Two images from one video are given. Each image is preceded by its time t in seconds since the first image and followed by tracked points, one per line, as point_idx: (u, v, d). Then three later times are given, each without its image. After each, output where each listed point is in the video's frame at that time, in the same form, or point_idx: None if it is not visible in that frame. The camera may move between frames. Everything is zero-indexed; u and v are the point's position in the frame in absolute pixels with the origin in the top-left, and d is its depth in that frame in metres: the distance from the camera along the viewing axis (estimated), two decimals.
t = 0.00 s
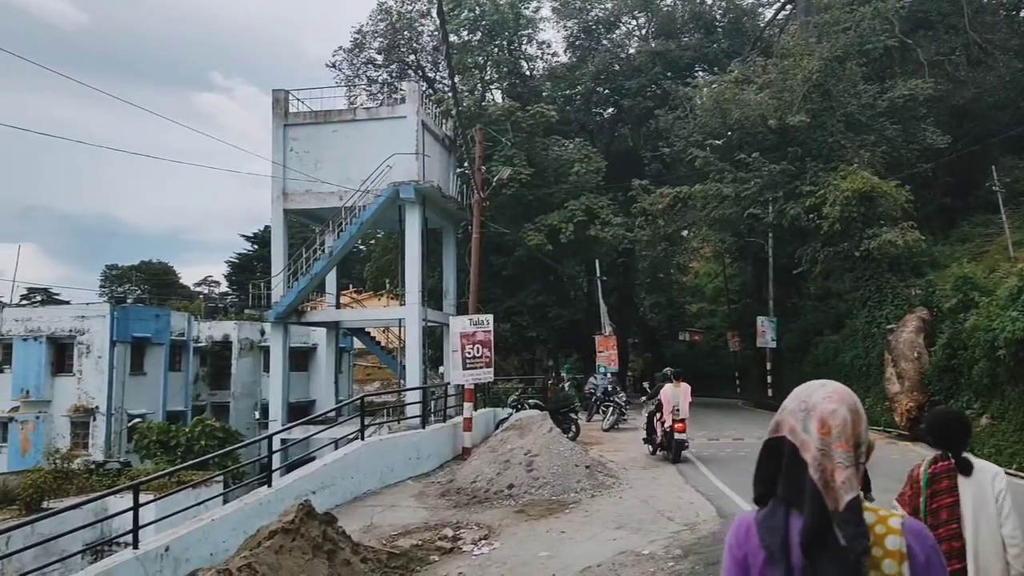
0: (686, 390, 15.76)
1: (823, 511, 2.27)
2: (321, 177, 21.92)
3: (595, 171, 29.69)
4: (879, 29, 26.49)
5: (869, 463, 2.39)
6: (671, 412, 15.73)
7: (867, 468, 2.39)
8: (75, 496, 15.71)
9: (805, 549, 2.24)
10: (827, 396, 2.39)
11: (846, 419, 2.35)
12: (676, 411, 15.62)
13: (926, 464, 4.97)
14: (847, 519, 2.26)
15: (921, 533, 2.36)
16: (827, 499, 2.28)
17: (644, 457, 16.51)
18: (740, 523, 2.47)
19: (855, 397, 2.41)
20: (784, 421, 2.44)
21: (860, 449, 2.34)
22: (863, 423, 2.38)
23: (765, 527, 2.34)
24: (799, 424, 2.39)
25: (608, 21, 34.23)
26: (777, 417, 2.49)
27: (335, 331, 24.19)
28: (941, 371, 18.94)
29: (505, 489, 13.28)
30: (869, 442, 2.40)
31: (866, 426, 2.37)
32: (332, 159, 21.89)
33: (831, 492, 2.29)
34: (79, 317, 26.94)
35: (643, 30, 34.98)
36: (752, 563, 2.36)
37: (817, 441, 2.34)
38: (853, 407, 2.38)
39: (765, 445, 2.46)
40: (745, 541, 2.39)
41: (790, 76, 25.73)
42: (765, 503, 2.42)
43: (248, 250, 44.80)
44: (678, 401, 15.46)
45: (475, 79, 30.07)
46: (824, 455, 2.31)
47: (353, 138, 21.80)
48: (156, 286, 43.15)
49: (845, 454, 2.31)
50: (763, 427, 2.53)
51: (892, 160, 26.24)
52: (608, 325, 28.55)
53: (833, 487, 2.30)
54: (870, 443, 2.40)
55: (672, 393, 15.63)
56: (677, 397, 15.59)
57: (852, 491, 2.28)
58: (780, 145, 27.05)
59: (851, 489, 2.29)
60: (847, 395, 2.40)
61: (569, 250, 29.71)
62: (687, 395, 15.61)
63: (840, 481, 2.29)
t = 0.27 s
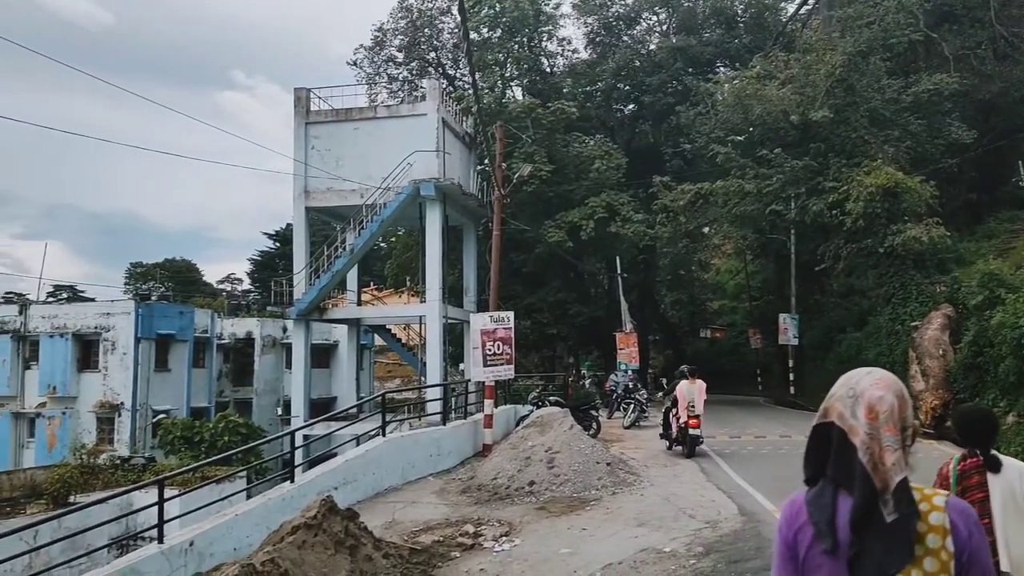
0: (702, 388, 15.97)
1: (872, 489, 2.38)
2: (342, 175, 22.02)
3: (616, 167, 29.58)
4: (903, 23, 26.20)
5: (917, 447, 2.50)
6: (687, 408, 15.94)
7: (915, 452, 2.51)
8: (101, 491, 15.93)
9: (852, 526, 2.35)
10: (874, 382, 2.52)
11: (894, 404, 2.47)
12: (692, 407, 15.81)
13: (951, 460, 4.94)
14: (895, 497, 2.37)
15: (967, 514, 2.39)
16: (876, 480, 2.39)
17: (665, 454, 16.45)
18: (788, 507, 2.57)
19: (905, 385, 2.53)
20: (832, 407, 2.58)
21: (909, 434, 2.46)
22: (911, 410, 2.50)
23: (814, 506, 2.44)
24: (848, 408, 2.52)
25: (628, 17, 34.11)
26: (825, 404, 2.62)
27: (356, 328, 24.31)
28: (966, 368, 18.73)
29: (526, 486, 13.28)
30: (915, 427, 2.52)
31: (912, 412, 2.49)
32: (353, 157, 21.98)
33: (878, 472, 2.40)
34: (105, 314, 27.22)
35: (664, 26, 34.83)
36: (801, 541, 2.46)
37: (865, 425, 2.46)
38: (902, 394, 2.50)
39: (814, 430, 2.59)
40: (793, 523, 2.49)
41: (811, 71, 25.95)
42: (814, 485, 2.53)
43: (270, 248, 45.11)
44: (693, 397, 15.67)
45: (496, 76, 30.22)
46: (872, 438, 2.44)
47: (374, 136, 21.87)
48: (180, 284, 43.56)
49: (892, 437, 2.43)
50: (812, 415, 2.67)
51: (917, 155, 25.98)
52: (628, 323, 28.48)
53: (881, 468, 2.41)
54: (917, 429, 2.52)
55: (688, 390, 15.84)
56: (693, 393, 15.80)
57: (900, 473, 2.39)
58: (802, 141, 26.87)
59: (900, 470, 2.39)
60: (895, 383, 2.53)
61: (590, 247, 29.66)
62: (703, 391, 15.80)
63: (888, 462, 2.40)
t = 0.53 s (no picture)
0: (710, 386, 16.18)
1: (903, 474, 2.58)
2: (355, 173, 22.07)
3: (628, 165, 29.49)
4: (918, 19, 26.02)
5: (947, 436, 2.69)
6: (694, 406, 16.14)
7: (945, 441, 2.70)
8: (116, 487, 16.04)
9: (882, 508, 2.56)
10: (909, 376, 2.72)
11: (927, 396, 2.67)
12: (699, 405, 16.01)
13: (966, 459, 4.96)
14: (925, 484, 2.56)
15: (996, 500, 2.56)
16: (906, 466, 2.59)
17: (678, 452, 16.42)
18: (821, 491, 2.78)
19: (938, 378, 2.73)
20: (867, 398, 2.78)
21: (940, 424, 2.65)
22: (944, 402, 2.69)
23: (847, 490, 2.65)
24: (882, 399, 2.72)
25: (641, 14, 34.02)
26: (861, 395, 2.81)
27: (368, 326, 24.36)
28: (981, 367, 18.60)
29: (538, 484, 13.28)
30: (946, 419, 2.71)
31: (945, 404, 2.68)
32: (365, 155, 22.01)
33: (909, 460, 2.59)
34: (119, 311, 27.37)
35: (676, 23, 34.72)
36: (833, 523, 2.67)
37: (898, 416, 2.66)
38: (934, 387, 2.70)
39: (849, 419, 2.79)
40: (827, 506, 2.69)
41: (825, 68, 25.89)
42: (846, 470, 2.74)
43: (282, 246, 45.27)
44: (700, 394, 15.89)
45: (508, 74, 30.26)
46: (904, 427, 2.64)
47: (386, 134, 21.90)
48: (193, 282, 43.76)
49: (925, 427, 2.63)
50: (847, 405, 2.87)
51: (931, 152, 25.84)
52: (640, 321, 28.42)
53: (913, 457, 2.60)
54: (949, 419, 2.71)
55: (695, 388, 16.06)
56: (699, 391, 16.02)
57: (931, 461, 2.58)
58: (815, 138, 26.78)
59: (931, 459, 2.59)
60: (928, 376, 2.73)
61: (602, 245, 29.61)
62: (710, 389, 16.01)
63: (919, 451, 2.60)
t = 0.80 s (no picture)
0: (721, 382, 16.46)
1: (947, 471, 2.74)
2: (370, 170, 22.11)
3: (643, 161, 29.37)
4: (937, 14, 25.78)
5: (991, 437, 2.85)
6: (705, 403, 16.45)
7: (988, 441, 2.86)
8: (134, 482, 16.15)
9: (925, 503, 2.73)
10: (955, 378, 2.88)
11: (973, 397, 2.83)
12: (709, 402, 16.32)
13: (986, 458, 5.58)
14: (968, 481, 2.72)
15: None
16: (950, 463, 2.75)
17: (693, 450, 16.37)
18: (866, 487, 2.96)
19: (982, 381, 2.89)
20: (913, 400, 2.95)
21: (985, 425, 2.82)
22: (988, 405, 2.86)
23: (891, 486, 2.83)
24: (928, 400, 2.89)
25: (656, 11, 33.90)
26: (908, 395, 2.98)
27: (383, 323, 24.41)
28: (1000, 366, 18.46)
29: (553, 481, 13.28)
30: (989, 420, 2.88)
31: (987, 406, 2.85)
32: (380, 152, 22.05)
33: (954, 458, 2.76)
34: (137, 308, 27.54)
35: (692, 19, 34.56)
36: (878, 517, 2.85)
37: (943, 415, 2.83)
38: (976, 390, 2.87)
39: (895, 419, 2.97)
40: (873, 501, 2.87)
41: (843, 64, 25.70)
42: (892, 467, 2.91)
43: (298, 243, 45.46)
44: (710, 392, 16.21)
45: (523, 71, 30.28)
46: (949, 427, 2.81)
47: (401, 132, 21.94)
48: (210, 278, 44.00)
49: (969, 427, 2.80)
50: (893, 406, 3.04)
51: (950, 149, 25.64)
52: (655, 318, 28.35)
53: (956, 454, 2.77)
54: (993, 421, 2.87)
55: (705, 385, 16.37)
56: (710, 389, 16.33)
57: (972, 460, 2.75)
58: (833, 134, 26.62)
59: (973, 456, 2.76)
60: (972, 379, 2.89)
61: (617, 242, 29.53)
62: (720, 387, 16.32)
63: (962, 449, 2.77)
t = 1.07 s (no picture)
0: (735, 377, 16.81)
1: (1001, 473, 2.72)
2: (389, 166, 22.18)
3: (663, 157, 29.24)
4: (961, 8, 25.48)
5: None
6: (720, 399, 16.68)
7: None
8: (156, 476, 16.30)
9: (978, 504, 2.75)
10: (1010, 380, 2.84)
11: None
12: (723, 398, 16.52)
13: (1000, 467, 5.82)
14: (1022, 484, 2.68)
15: None
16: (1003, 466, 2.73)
17: (712, 447, 16.31)
18: (926, 484, 3.03)
19: None
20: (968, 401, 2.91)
21: None
22: None
23: (946, 486, 2.88)
24: (984, 401, 2.85)
25: (676, 5, 33.75)
26: (964, 395, 2.95)
27: (401, 318, 24.48)
28: None
29: (572, 477, 13.27)
30: None
31: None
32: (399, 148, 22.11)
33: (1010, 459, 2.73)
34: (159, 303, 27.77)
35: (712, 14, 34.36)
36: (934, 515, 2.93)
37: (998, 419, 2.78)
38: None
39: (950, 420, 2.95)
40: (930, 497, 2.96)
41: (865, 58, 25.47)
42: (947, 465, 2.93)
43: (317, 239, 45.69)
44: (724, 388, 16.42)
45: (542, 67, 30.29)
46: (1005, 429, 2.76)
47: (420, 128, 21.97)
48: (230, 274, 44.30)
49: None
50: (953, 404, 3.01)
51: (973, 144, 25.35)
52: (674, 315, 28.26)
53: (1009, 458, 2.74)
54: None
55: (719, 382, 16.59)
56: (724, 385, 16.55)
57: None
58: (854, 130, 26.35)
59: None
60: None
61: (635, 238, 29.44)
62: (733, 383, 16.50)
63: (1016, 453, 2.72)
